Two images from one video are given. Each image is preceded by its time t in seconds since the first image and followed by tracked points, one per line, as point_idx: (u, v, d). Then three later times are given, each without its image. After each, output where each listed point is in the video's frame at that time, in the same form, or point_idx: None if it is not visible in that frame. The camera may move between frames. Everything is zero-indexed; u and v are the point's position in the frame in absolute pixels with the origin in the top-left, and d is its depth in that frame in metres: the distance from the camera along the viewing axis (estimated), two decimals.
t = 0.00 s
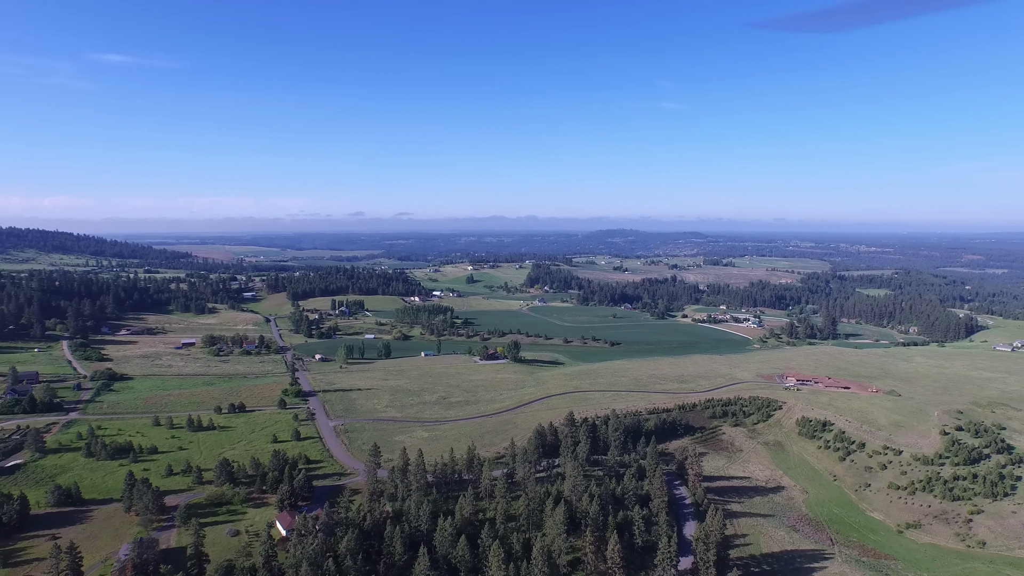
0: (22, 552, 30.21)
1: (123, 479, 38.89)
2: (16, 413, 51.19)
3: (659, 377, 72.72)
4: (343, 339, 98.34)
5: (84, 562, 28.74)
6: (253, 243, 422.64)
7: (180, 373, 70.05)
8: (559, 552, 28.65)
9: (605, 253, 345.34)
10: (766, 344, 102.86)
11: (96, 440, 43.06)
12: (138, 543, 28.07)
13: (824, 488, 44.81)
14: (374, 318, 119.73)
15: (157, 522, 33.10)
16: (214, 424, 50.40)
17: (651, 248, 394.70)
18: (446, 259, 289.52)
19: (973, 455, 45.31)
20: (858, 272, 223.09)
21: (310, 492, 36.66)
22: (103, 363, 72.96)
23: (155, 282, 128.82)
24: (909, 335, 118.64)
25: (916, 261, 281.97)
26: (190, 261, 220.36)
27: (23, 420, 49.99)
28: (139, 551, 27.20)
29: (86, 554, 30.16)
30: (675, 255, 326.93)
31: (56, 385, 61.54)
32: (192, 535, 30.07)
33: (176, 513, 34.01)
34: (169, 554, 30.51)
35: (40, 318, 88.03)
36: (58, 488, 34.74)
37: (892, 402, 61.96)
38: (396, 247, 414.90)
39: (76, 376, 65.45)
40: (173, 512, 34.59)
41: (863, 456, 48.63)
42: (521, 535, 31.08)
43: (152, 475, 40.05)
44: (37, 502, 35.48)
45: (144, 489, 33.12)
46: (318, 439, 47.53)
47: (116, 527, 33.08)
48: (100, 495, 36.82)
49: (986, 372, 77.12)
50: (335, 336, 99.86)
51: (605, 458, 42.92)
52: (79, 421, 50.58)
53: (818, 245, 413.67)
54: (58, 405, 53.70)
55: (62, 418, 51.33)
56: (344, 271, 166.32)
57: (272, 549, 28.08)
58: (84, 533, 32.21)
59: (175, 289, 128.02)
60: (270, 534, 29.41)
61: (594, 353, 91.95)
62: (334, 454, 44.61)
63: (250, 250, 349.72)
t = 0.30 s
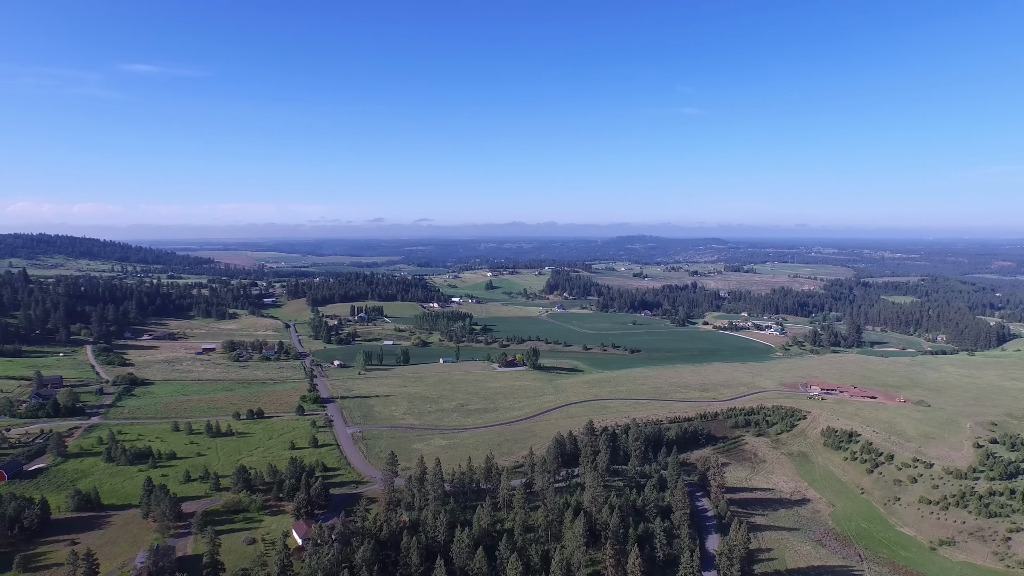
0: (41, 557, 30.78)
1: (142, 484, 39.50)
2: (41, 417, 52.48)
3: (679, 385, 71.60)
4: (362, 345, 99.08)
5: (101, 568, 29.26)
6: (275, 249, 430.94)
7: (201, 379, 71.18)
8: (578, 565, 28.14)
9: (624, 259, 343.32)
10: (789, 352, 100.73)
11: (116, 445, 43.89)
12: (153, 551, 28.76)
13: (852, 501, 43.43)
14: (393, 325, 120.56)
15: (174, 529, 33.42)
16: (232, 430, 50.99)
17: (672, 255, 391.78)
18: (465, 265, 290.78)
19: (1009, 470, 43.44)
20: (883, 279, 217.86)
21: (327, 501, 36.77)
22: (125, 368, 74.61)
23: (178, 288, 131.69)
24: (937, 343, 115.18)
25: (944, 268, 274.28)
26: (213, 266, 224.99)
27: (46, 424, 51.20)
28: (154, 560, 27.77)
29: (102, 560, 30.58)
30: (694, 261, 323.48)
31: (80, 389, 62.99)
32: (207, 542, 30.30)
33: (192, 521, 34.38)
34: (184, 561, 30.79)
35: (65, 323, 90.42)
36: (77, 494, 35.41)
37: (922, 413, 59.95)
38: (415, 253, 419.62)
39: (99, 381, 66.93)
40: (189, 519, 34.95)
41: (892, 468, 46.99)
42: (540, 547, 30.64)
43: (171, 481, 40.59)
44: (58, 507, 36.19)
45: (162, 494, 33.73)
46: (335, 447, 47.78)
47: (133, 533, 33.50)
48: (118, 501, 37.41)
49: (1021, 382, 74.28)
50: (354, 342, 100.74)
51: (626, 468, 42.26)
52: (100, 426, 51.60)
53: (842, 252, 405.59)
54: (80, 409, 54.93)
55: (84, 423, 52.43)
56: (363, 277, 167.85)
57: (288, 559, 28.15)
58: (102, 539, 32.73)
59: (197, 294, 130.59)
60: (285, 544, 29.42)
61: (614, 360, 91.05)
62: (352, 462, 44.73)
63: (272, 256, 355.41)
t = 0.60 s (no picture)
0: (59, 561, 31.27)
1: (159, 490, 40.04)
2: (62, 421, 53.58)
3: (700, 393, 70.37)
4: (379, 351, 99.66)
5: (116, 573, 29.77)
6: (295, 255, 437.44)
7: (219, 384, 72.10)
8: None
9: (642, 266, 340.67)
10: (813, 360, 98.52)
11: (134, 451, 44.59)
12: (168, 559, 29.34)
13: (880, 515, 42.00)
14: (411, 331, 121.14)
15: (190, 536, 33.93)
16: (249, 437, 51.48)
17: (691, 261, 387.98)
18: (482, 271, 291.41)
19: None
20: (909, 285, 212.69)
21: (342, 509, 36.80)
22: (145, 373, 76.00)
23: (199, 293, 134.17)
24: (967, 351, 111.70)
25: (973, 274, 266.59)
26: (234, 272, 228.99)
27: (67, 428, 52.23)
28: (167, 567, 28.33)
29: (118, 566, 31.01)
30: (713, 268, 319.38)
31: (100, 394, 64.23)
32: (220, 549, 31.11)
33: (207, 528, 34.74)
34: (199, 568, 31.02)
35: (88, 328, 92.53)
36: (94, 499, 35.93)
37: (953, 424, 57.94)
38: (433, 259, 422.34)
39: (120, 386, 68.17)
40: (205, 526, 35.27)
41: (922, 481, 45.40)
42: (558, 559, 30.17)
43: (187, 487, 41.02)
44: (76, 511, 36.77)
45: (178, 500, 34.38)
46: (351, 454, 47.92)
47: (149, 539, 33.90)
48: (135, 507, 37.92)
49: None
50: (372, 348, 101.38)
51: (645, 478, 41.53)
52: (119, 431, 52.45)
53: (865, 258, 397.32)
54: (100, 414, 55.98)
55: (104, 427, 53.38)
56: (381, 283, 169.03)
57: (303, 567, 28.12)
58: (119, 545, 33.18)
59: (217, 299, 132.85)
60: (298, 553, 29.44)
61: (633, 368, 90.07)
62: (368, 469, 44.79)
63: (292, 262, 360.82)
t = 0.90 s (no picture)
0: (72, 568, 31.66)
1: (172, 498, 40.44)
2: (79, 426, 54.59)
3: (718, 402, 69.23)
4: (395, 358, 100.03)
5: None
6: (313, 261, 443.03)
7: (234, 390, 72.87)
8: None
9: (659, 272, 338.04)
10: (833, 368, 96.46)
11: (148, 457, 45.16)
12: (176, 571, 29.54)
13: (907, 530, 40.67)
14: (426, 337, 121.50)
15: (202, 544, 34.17)
16: (262, 444, 51.87)
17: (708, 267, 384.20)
18: (496, 278, 291.96)
19: None
20: (931, 292, 207.92)
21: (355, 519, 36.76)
22: (162, 378, 77.21)
23: (217, 299, 136.28)
24: (993, 360, 108.43)
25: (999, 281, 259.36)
26: (251, 278, 232.57)
27: (84, 433, 53.19)
28: None
29: (130, 574, 31.27)
30: (729, 274, 315.57)
31: (117, 400, 65.34)
32: (231, 559, 31.36)
33: (219, 536, 34.92)
34: None
35: (107, 333, 94.45)
36: (108, 506, 36.37)
37: (982, 436, 56.08)
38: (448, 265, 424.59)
39: (136, 391, 69.26)
40: (217, 534, 35.46)
41: (949, 495, 43.90)
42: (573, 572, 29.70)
43: (200, 494, 41.39)
44: (90, 518, 37.30)
45: (190, 508, 34.65)
46: (365, 462, 47.97)
47: (161, 547, 34.18)
48: (149, 514, 38.32)
49: None
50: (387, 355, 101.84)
51: (663, 489, 40.80)
52: (134, 437, 53.26)
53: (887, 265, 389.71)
54: (116, 419, 56.93)
55: (120, 433, 54.22)
56: (397, 289, 170.08)
57: None
58: (132, 552, 33.51)
59: (235, 305, 134.71)
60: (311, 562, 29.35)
61: (651, 376, 89.10)
62: (381, 478, 44.78)
63: (309, 268, 364.34)
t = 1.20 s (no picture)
0: None
1: (183, 507, 40.74)
2: (94, 432, 55.35)
3: (736, 411, 68.00)
4: (408, 365, 100.16)
5: None
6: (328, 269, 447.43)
7: (248, 398, 73.44)
8: None
9: (673, 279, 335.34)
10: (855, 377, 94.30)
11: (161, 465, 45.62)
12: None
13: (934, 546, 39.29)
14: (440, 345, 121.57)
15: (212, 555, 34.32)
16: (275, 452, 52.12)
17: (724, 274, 380.28)
18: (510, 285, 291.99)
19: None
20: (953, 299, 203.16)
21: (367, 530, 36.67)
22: (177, 385, 78.11)
23: (232, 306, 138.00)
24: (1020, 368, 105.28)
25: None
26: (266, 284, 235.41)
27: (98, 440, 53.91)
28: None
29: None
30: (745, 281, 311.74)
31: (132, 406, 66.21)
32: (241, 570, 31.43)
33: (229, 547, 35.04)
34: None
35: (124, 340, 96.00)
36: (120, 515, 36.75)
37: (1011, 448, 54.25)
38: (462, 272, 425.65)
39: (151, 398, 70.13)
40: (228, 544, 35.59)
41: (979, 511, 42.41)
42: None
43: (212, 503, 41.63)
44: (102, 526, 37.69)
45: (200, 518, 34.83)
46: (378, 471, 47.93)
47: (171, 557, 34.38)
48: (160, 523, 38.63)
49: None
50: (402, 362, 102.10)
51: (680, 501, 40.00)
52: (148, 444, 53.87)
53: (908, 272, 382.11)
54: (130, 427, 57.67)
55: (134, 440, 54.89)
56: (411, 296, 170.74)
57: None
58: (143, 562, 33.77)
59: (250, 312, 136.27)
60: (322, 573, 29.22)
61: (669, 384, 87.99)
62: (393, 488, 44.68)
63: (324, 275, 367.94)
